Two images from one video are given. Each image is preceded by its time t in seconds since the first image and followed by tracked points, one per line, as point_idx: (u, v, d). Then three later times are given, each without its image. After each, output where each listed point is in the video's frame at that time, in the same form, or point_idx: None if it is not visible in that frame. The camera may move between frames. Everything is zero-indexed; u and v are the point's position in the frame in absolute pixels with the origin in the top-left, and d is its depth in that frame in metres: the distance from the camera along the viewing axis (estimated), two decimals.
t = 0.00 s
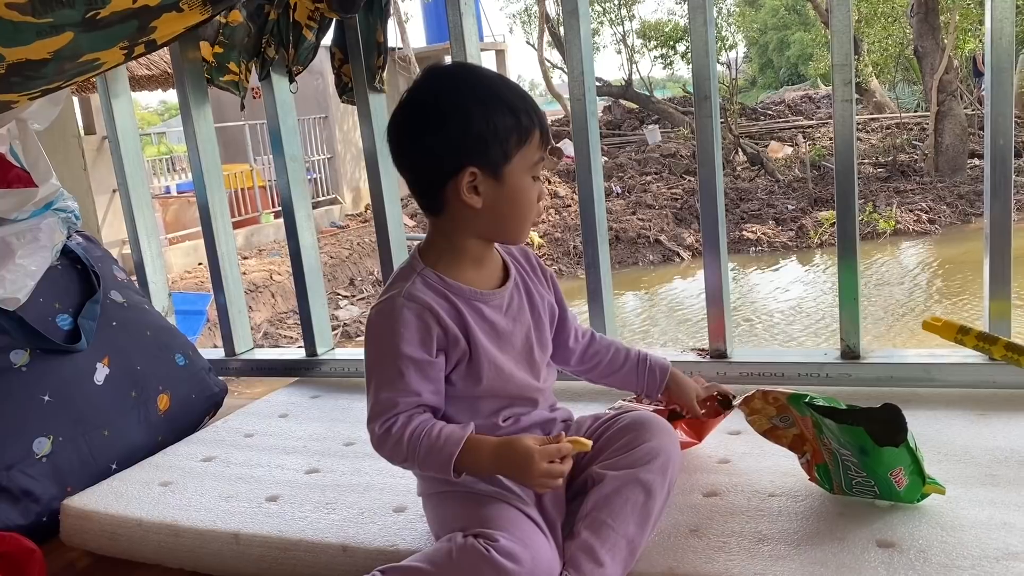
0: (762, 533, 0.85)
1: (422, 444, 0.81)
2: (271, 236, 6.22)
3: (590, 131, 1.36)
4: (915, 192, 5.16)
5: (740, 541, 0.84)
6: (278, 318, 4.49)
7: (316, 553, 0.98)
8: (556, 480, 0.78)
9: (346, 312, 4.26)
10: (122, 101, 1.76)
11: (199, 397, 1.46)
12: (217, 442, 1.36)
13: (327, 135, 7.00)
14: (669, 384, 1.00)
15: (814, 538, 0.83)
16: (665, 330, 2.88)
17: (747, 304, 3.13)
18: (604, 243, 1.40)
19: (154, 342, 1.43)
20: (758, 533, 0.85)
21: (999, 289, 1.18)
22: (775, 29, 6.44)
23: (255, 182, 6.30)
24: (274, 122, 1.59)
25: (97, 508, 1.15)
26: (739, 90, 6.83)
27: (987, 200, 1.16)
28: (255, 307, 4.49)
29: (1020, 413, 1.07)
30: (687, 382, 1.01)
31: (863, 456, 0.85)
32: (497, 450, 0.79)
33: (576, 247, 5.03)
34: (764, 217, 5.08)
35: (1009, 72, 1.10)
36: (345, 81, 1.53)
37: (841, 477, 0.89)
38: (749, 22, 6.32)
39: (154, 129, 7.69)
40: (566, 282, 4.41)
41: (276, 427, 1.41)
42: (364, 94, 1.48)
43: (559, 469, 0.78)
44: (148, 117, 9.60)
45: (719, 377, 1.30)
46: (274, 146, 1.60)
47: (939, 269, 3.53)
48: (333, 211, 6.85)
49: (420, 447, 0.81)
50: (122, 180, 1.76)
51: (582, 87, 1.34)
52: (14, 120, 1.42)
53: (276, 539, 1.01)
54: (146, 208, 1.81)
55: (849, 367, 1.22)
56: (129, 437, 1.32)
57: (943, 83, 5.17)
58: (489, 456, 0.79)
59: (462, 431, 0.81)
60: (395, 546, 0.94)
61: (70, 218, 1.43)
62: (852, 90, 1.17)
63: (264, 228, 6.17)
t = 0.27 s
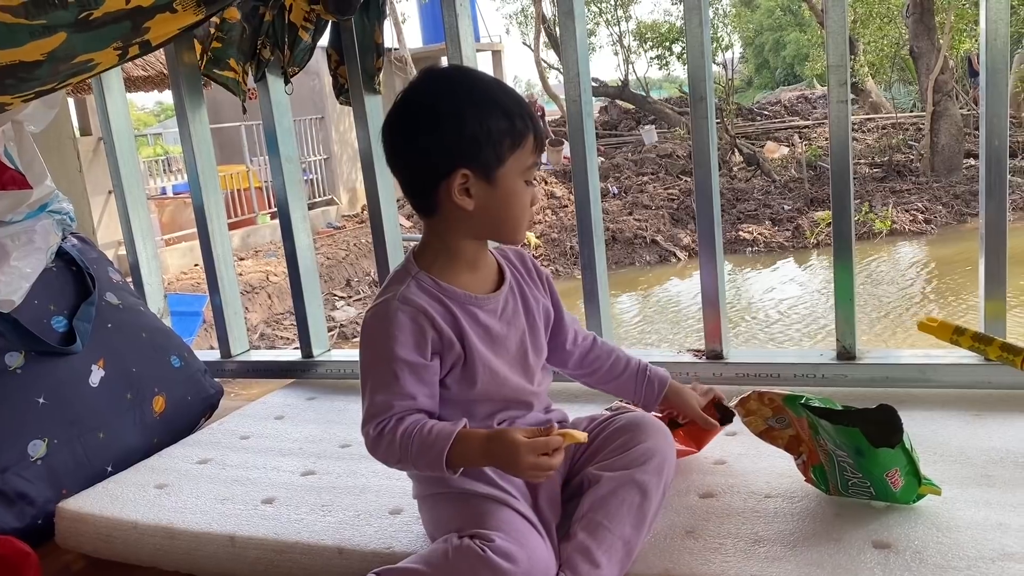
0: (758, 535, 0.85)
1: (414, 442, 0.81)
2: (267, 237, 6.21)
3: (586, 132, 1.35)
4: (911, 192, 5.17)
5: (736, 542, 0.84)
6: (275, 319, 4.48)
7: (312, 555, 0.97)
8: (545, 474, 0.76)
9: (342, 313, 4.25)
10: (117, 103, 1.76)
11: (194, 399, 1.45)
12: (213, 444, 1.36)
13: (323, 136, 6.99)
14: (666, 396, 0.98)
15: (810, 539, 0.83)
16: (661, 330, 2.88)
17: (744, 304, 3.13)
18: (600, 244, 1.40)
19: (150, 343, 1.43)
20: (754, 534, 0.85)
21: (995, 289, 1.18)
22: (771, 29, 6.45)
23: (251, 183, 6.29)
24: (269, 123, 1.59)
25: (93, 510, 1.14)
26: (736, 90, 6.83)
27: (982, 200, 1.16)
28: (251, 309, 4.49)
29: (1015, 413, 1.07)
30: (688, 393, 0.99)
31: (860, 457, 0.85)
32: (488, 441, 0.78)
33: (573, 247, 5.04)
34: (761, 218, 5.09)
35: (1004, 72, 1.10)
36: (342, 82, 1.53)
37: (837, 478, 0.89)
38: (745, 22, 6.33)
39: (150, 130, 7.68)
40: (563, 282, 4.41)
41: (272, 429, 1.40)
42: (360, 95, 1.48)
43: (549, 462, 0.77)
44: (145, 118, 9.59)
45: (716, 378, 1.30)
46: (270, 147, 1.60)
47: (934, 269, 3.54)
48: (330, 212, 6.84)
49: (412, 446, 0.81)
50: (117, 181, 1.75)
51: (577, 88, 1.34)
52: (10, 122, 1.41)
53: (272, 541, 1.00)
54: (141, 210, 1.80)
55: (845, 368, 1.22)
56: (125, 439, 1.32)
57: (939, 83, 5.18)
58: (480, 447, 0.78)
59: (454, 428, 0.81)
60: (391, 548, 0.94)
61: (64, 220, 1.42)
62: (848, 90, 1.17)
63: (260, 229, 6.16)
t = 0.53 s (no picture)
0: (754, 535, 0.85)
1: (416, 439, 0.81)
2: (263, 238, 6.20)
3: (582, 134, 1.35)
4: (906, 192, 5.18)
5: (732, 543, 0.84)
6: (270, 321, 4.47)
7: (307, 558, 0.97)
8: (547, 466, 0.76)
9: (338, 314, 4.25)
10: (112, 104, 1.75)
11: (190, 402, 1.45)
12: (208, 446, 1.35)
13: (319, 137, 6.99)
14: (668, 414, 0.99)
15: (806, 540, 0.83)
16: (657, 331, 2.88)
17: (740, 305, 3.14)
18: (596, 245, 1.40)
19: (145, 345, 1.42)
20: (750, 536, 0.85)
21: (990, 290, 1.18)
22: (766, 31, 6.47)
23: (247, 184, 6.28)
24: (264, 124, 1.58)
25: (87, 513, 1.14)
26: (731, 92, 6.85)
27: (978, 201, 1.16)
28: (246, 310, 4.48)
29: (1011, 414, 1.08)
30: (688, 409, 1.00)
31: (856, 458, 0.85)
32: (488, 433, 0.78)
33: (569, 248, 5.04)
34: (756, 219, 5.09)
35: (1000, 72, 1.10)
36: (338, 84, 1.52)
37: (833, 479, 0.89)
38: (740, 23, 6.34)
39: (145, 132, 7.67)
40: (559, 283, 4.41)
41: (268, 430, 1.40)
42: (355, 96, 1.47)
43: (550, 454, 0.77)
44: (140, 119, 9.58)
45: (711, 379, 1.30)
46: (264, 148, 1.59)
47: (929, 270, 3.55)
48: (325, 214, 6.84)
49: (414, 443, 0.81)
50: (112, 182, 1.75)
51: (573, 90, 1.34)
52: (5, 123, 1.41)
53: (267, 544, 1.00)
54: (136, 211, 1.80)
55: (841, 368, 1.22)
56: (120, 442, 1.31)
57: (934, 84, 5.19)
58: (480, 438, 0.78)
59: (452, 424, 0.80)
60: (387, 550, 0.93)
61: (59, 222, 1.42)
62: (843, 91, 1.17)
63: (256, 230, 6.15)
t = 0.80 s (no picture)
0: (750, 538, 0.84)
1: (416, 431, 0.80)
2: (257, 240, 6.19)
3: (576, 136, 1.35)
4: (901, 194, 5.19)
5: (728, 547, 0.83)
6: (265, 323, 4.46)
7: (301, 562, 0.96)
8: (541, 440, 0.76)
9: (333, 317, 4.24)
10: (105, 106, 1.74)
11: (183, 405, 1.44)
12: (201, 450, 1.35)
13: (314, 139, 6.98)
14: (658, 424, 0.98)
15: (801, 543, 0.83)
16: (652, 333, 2.88)
17: (735, 307, 3.14)
18: (591, 247, 1.40)
19: (138, 348, 1.41)
20: (745, 539, 0.84)
21: (985, 292, 1.18)
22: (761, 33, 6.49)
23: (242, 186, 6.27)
24: (258, 126, 1.58)
25: (79, 517, 1.13)
26: (726, 94, 6.86)
27: (973, 203, 1.16)
28: (241, 313, 4.47)
29: (1005, 415, 1.08)
30: (673, 419, 1.00)
31: (851, 460, 0.85)
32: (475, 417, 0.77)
33: (564, 250, 5.04)
34: (751, 220, 5.10)
35: (994, 74, 1.10)
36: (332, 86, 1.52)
37: (829, 482, 0.89)
38: (736, 26, 6.36)
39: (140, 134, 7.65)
40: (555, 285, 4.41)
41: (262, 434, 1.39)
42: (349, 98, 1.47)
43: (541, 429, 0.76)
44: (135, 122, 9.56)
45: (707, 381, 1.30)
46: (258, 150, 1.59)
47: (923, 272, 3.56)
48: (321, 216, 6.83)
49: (415, 435, 0.80)
50: (105, 185, 1.74)
51: (568, 92, 1.34)
52: None
53: (260, 548, 0.99)
54: (129, 214, 1.79)
55: (836, 371, 1.22)
56: (113, 446, 1.30)
57: (928, 86, 5.20)
58: (470, 424, 0.77)
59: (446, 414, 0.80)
60: (382, 555, 0.93)
61: (52, 224, 1.41)
62: (838, 93, 1.16)
63: (251, 233, 6.14)
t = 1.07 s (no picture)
0: (746, 541, 0.84)
1: (389, 413, 0.76)
2: (252, 243, 6.17)
3: (571, 138, 1.35)
4: (895, 197, 5.21)
5: (725, 549, 0.83)
6: (260, 326, 4.45)
7: (297, 566, 0.96)
8: (486, 353, 0.71)
9: (328, 320, 4.23)
10: (99, 108, 1.73)
11: (178, 408, 1.44)
12: (195, 453, 1.34)
13: (308, 142, 6.97)
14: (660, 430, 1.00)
15: (798, 545, 0.83)
16: (648, 335, 2.88)
17: (730, 309, 3.15)
18: (586, 249, 1.40)
19: (132, 351, 1.41)
20: (742, 541, 0.84)
21: (979, 295, 1.18)
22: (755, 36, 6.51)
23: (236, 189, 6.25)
24: (253, 129, 1.58)
25: (73, 521, 1.12)
26: (720, 97, 6.88)
27: (967, 206, 1.16)
28: (236, 316, 4.46)
29: (1001, 417, 1.08)
30: (675, 425, 1.01)
31: (847, 462, 0.85)
32: (426, 370, 0.74)
33: (559, 253, 5.04)
34: (746, 223, 5.11)
35: (987, 77, 1.11)
36: (328, 89, 1.51)
37: (825, 483, 0.89)
38: (730, 29, 6.38)
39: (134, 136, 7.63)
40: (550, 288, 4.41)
41: (257, 437, 1.39)
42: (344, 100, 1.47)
43: (479, 342, 0.71)
44: (128, 125, 9.54)
45: (702, 383, 1.30)
46: (253, 152, 1.58)
47: (917, 274, 3.57)
48: (315, 219, 6.82)
49: (389, 417, 0.76)
50: (99, 187, 1.73)
51: (563, 94, 1.34)
52: None
53: (255, 552, 0.99)
54: (123, 216, 1.78)
55: (831, 372, 1.22)
56: (107, 449, 1.30)
57: (921, 89, 5.23)
58: (427, 382, 0.74)
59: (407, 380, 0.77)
60: (378, 558, 0.92)
61: (46, 227, 1.40)
62: (833, 96, 1.17)
63: (245, 235, 6.12)
